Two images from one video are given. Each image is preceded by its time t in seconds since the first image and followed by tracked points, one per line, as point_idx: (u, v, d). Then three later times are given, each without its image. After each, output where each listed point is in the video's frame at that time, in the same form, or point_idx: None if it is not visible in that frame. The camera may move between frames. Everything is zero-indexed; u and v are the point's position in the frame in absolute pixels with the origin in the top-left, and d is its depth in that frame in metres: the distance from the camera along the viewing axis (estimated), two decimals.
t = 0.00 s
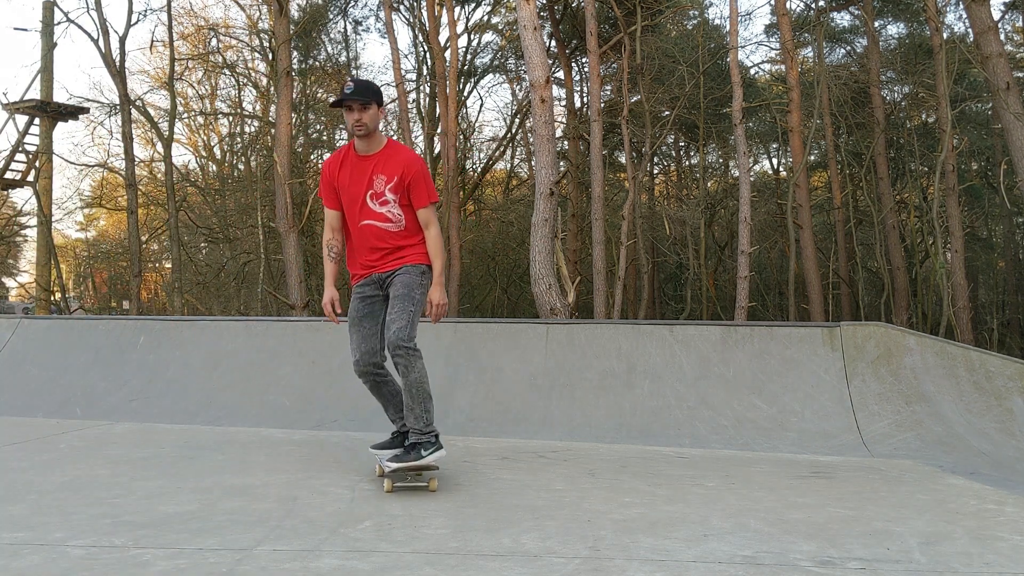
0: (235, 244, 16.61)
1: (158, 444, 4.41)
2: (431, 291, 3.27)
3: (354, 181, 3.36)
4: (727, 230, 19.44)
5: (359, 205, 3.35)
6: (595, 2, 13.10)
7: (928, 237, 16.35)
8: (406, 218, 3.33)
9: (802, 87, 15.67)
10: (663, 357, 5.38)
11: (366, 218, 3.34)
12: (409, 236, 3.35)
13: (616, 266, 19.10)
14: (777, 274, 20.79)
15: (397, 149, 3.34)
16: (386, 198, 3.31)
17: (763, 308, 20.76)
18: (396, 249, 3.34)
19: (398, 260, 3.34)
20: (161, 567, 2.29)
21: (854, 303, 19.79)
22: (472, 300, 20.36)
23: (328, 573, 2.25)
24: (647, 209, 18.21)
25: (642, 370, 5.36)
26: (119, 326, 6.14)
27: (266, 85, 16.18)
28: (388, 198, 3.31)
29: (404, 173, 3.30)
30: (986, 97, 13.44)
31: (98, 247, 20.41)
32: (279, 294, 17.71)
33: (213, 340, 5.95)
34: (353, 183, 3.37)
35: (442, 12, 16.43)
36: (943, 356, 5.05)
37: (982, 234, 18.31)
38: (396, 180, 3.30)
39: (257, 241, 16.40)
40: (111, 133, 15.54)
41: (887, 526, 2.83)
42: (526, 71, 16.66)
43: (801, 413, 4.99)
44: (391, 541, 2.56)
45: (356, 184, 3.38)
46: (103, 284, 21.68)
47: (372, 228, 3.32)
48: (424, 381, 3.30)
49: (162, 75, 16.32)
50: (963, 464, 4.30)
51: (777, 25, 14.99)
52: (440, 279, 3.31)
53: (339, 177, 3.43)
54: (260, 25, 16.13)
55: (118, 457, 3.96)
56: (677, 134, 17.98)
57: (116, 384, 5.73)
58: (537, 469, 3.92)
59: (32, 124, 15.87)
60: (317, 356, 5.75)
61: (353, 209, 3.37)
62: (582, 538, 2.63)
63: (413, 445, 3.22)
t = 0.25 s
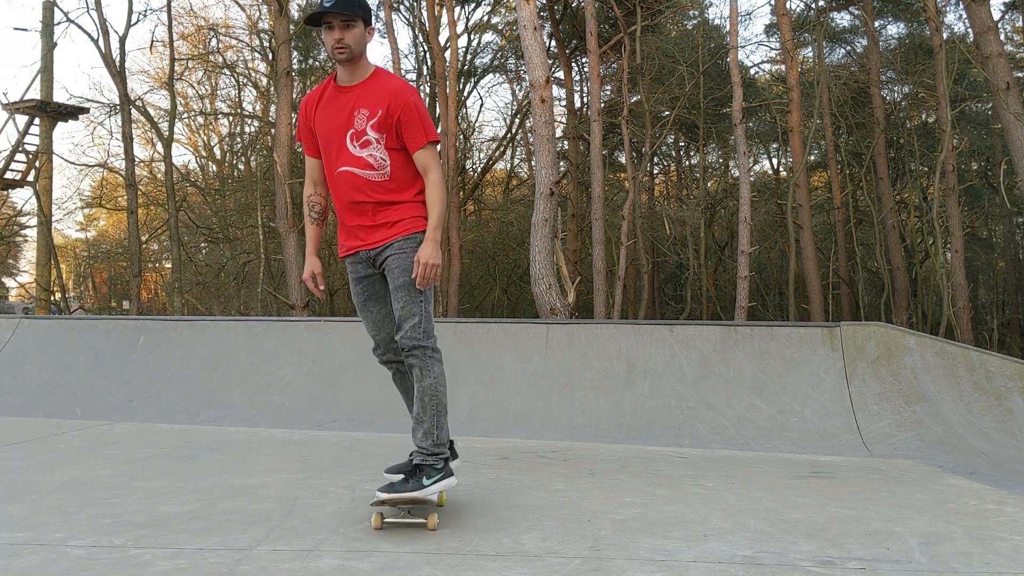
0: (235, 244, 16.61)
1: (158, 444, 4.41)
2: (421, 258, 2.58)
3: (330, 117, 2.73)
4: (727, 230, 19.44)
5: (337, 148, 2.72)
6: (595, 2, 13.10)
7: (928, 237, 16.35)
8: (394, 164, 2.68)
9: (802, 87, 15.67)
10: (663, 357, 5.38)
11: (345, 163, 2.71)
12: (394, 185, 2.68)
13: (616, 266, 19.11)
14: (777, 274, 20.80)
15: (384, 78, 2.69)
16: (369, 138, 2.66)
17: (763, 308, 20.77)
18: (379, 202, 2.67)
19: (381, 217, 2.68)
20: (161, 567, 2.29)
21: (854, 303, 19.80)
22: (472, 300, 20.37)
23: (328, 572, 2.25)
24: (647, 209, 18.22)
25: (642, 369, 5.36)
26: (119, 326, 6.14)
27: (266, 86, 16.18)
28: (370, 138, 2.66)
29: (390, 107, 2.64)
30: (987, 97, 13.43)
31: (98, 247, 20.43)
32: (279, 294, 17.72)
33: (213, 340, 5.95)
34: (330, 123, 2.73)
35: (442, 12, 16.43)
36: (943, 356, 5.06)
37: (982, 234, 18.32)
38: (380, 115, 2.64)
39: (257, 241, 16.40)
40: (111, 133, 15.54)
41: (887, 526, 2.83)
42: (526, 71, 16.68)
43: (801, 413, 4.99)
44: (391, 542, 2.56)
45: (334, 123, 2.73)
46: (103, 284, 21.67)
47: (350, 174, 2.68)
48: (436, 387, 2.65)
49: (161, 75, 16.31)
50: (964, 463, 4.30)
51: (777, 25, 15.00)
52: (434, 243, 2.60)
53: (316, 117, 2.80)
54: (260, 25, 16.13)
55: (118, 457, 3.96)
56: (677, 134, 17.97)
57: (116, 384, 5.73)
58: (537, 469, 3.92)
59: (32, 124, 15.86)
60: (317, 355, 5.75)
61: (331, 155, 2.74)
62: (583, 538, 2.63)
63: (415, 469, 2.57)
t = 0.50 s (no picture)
0: (235, 244, 16.62)
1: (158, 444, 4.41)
2: (382, 241, 2.07)
3: (286, 64, 2.23)
4: (727, 230, 19.44)
5: (293, 101, 2.22)
6: (595, 2, 13.10)
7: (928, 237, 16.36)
8: (357, 120, 2.15)
9: (802, 87, 15.67)
10: (663, 357, 5.38)
11: (302, 120, 2.21)
12: (357, 148, 2.16)
13: (615, 266, 19.10)
14: (777, 274, 20.79)
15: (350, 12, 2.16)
16: (327, 88, 2.15)
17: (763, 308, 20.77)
18: (340, 168, 2.16)
19: (342, 188, 2.18)
20: (161, 567, 2.29)
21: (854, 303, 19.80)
22: (472, 300, 20.37)
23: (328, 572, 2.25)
24: (647, 209, 18.22)
25: (642, 369, 5.36)
26: (119, 326, 6.15)
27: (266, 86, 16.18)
28: (328, 87, 2.14)
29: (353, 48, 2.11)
30: (987, 97, 13.43)
31: (98, 246, 20.43)
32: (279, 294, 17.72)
33: (213, 340, 5.96)
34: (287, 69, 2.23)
35: (442, 12, 16.44)
36: (943, 357, 5.08)
37: (982, 234, 18.30)
38: (339, 57, 2.12)
39: (258, 241, 16.42)
40: (111, 133, 15.54)
41: (887, 526, 2.83)
42: (526, 71, 16.68)
43: (801, 413, 4.99)
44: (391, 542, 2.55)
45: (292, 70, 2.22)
46: (103, 283, 21.68)
47: (306, 134, 2.18)
48: (413, 399, 2.19)
49: (162, 75, 16.31)
50: (964, 463, 4.29)
51: (777, 25, 14.99)
52: (402, 221, 2.08)
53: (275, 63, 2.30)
54: (260, 25, 16.13)
55: (118, 457, 3.96)
56: (677, 134, 17.96)
57: (116, 384, 5.73)
58: (537, 469, 3.92)
59: (32, 124, 15.87)
60: (317, 355, 5.75)
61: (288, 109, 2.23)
62: (582, 538, 2.63)
63: (387, 503, 2.13)
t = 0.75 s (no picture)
0: (235, 244, 16.61)
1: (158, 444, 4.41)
2: (273, 220, 1.61)
3: None
4: (727, 230, 19.45)
5: (189, 21, 1.77)
6: (595, 1, 13.09)
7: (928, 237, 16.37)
8: (261, 43, 1.69)
9: (802, 87, 15.68)
10: (663, 356, 5.38)
11: (198, 45, 1.76)
12: (263, 80, 1.71)
13: (616, 266, 19.10)
14: (777, 274, 20.79)
15: None
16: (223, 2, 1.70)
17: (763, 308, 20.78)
18: (241, 108, 1.72)
19: (247, 134, 1.74)
20: (161, 567, 2.29)
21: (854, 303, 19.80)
22: (472, 300, 20.38)
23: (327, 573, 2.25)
24: (647, 209, 18.21)
25: (642, 370, 5.36)
26: (119, 326, 6.15)
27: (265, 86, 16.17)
28: None
29: None
30: (987, 97, 13.43)
31: (98, 246, 20.43)
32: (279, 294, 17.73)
33: (214, 340, 5.96)
34: None
35: (442, 12, 16.44)
36: (943, 356, 5.09)
37: (982, 234, 18.28)
38: None
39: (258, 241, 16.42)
40: (111, 133, 15.54)
41: (887, 526, 2.83)
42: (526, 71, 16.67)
43: (801, 413, 4.99)
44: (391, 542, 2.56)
45: None
46: (103, 283, 21.68)
47: (200, 62, 1.73)
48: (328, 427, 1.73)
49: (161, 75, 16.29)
50: (964, 463, 4.29)
51: (777, 25, 14.98)
52: (307, 185, 1.63)
53: None
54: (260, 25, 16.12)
55: (118, 457, 3.97)
56: (677, 134, 17.95)
57: (116, 384, 5.73)
58: (537, 469, 3.92)
59: (32, 124, 15.87)
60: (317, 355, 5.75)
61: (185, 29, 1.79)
62: (582, 539, 2.63)
63: (297, 564, 1.71)
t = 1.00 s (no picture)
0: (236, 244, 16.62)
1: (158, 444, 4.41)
2: (32, 131, 0.97)
3: None
4: (727, 230, 19.46)
5: None
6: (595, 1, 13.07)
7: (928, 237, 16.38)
8: None
9: (802, 87, 15.68)
10: (663, 356, 5.39)
11: None
12: None
13: (616, 266, 19.11)
14: (777, 274, 20.80)
15: None
16: None
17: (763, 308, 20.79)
18: None
19: (16, 17, 1.10)
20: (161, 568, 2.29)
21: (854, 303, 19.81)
22: (472, 300, 20.41)
23: (327, 573, 2.25)
24: (647, 209, 18.22)
25: (642, 370, 5.36)
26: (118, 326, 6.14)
27: (265, 86, 16.17)
28: None
29: None
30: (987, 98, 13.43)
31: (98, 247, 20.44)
32: (279, 294, 17.75)
33: (213, 339, 5.95)
34: None
35: (442, 12, 16.43)
36: (944, 357, 5.10)
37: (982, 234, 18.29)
38: None
39: (258, 242, 16.43)
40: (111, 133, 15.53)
41: (887, 526, 2.83)
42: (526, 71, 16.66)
43: (801, 413, 4.99)
44: (391, 542, 2.56)
45: None
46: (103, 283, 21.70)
47: None
48: (74, 496, 1.00)
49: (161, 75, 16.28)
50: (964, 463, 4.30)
51: (777, 25, 14.96)
52: (95, 81, 1.00)
53: None
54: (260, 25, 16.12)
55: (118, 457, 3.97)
56: (677, 134, 17.96)
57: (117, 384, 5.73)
58: (537, 469, 3.92)
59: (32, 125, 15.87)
60: (317, 355, 5.75)
61: None
62: (582, 538, 2.63)
63: None
